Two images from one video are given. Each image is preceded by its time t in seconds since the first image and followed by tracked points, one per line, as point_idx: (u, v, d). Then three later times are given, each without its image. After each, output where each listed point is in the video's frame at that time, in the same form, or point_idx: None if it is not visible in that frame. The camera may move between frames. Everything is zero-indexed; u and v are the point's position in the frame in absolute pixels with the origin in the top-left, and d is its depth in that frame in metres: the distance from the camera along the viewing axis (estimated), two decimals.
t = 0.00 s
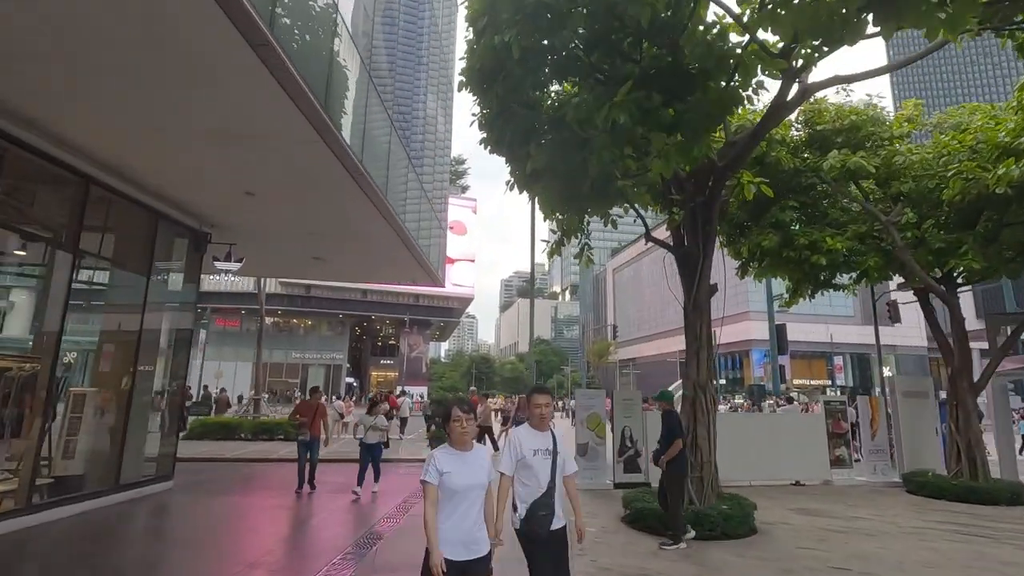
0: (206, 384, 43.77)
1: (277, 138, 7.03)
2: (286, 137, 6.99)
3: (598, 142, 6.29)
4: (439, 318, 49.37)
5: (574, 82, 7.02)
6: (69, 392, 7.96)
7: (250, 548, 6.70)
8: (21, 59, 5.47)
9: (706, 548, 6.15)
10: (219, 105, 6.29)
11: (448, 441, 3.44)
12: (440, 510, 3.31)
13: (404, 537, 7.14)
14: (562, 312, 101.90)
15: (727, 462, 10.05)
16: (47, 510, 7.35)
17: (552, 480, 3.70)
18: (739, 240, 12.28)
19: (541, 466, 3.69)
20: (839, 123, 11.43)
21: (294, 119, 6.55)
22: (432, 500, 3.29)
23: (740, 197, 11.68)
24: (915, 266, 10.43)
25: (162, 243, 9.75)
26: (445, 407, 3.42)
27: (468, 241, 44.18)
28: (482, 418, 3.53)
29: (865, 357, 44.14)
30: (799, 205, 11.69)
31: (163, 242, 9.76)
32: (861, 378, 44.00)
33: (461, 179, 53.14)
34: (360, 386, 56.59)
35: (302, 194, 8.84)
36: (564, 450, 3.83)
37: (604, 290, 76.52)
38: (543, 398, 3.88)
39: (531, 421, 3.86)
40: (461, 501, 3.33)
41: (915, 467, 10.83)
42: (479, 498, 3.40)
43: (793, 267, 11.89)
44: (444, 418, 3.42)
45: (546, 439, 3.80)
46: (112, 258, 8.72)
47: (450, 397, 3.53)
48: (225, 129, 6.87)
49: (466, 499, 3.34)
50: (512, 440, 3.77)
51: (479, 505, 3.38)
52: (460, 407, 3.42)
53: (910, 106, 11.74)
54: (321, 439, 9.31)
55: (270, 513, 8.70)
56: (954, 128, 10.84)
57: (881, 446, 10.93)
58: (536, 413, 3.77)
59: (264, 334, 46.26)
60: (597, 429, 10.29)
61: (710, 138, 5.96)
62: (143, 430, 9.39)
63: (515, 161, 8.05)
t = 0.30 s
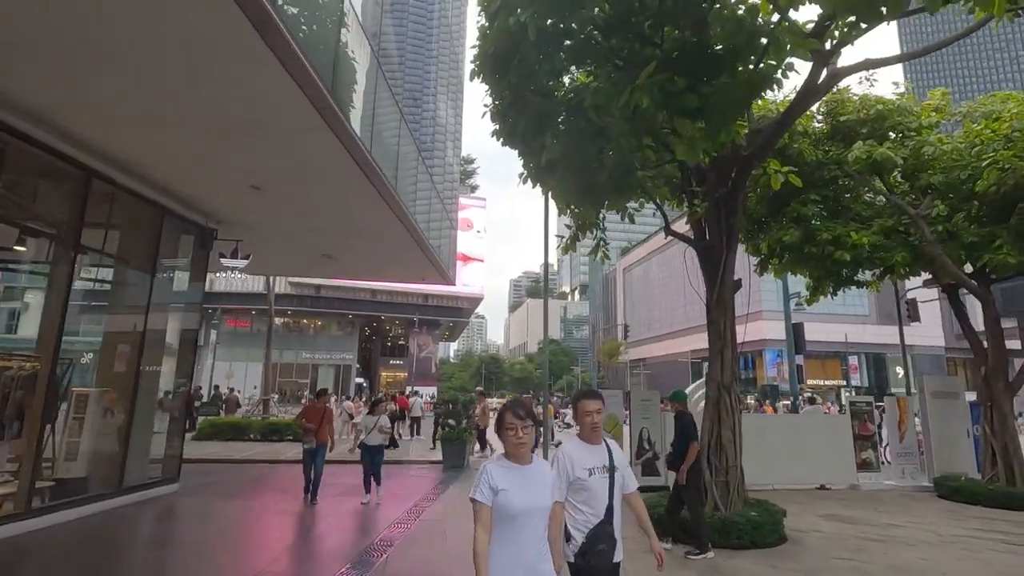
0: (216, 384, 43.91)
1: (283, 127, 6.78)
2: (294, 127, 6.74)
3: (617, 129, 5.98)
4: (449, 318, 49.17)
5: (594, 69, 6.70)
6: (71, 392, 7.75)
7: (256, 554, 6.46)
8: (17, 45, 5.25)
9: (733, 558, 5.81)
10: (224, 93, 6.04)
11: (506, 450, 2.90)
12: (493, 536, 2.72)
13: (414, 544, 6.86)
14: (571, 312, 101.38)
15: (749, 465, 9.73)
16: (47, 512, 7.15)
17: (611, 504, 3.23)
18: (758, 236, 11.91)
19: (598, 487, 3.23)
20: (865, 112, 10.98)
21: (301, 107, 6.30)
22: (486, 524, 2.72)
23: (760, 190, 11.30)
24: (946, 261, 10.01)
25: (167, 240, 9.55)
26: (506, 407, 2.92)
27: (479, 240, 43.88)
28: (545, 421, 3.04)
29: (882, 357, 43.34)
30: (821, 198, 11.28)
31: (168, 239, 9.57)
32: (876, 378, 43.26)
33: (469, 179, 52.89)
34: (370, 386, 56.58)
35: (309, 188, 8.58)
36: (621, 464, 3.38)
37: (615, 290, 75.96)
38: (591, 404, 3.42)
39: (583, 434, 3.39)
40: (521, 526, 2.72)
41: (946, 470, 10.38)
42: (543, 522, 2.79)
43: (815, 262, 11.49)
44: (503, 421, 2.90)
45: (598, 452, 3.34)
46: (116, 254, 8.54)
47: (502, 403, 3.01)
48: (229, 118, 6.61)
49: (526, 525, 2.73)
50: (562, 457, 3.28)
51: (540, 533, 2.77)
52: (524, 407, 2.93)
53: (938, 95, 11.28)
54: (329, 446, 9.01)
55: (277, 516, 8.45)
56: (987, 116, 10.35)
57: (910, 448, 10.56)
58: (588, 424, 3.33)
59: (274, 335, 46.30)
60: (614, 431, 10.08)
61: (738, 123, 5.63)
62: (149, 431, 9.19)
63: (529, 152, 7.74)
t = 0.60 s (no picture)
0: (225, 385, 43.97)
1: (287, 118, 6.52)
2: (298, 117, 6.48)
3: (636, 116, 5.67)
4: (457, 318, 48.99)
5: (610, 53, 6.38)
6: (71, 392, 7.55)
7: (258, 560, 6.21)
8: (8, 32, 5.02)
9: (760, 568, 5.48)
10: (226, 82, 5.79)
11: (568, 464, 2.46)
12: (545, 565, 2.31)
13: (424, 550, 6.58)
14: (579, 312, 100.94)
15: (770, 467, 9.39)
16: (45, 516, 6.93)
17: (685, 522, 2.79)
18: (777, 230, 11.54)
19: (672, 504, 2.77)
20: (889, 101, 10.57)
21: (306, 96, 6.03)
22: (536, 550, 2.31)
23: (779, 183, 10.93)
24: (976, 255, 9.60)
25: (170, 237, 9.35)
26: (569, 414, 2.49)
27: (487, 240, 43.67)
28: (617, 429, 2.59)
29: (896, 356, 42.65)
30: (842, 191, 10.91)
31: (170, 234, 9.35)
32: (890, 378, 42.61)
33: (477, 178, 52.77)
34: (378, 386, 56.50)
35: (316, 182, 8.33)
36: (691, 476, 2.91)
37: (623, 289, 75.48)
38: (661, 403, 2.94)
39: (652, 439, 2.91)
40: (586, 557, 2.26)
41: (975, 473, 9.97)
42: (615, 554, 2.32)
43: (835, 258, 11.13)
44: (567, 432, 2.46)
45: (666, 461, 2.86)
46: (118, 251, 8.36)
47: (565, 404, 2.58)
48: (232, 109, 6.37)
49: (590, 555, 2.26)
50: (626, 461, 2.79)
51: (609, 566, 2.29)
52: (594, 414, 2.48)
53: (965, 83, 10.88)
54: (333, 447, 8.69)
55: (282, 519, 8.21)
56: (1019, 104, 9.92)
57: (937, 451, 10.16)
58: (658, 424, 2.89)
59: (282, 335, 46.32)
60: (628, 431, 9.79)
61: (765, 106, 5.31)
62: (151, 432, 8.98)
63: (541, 142, 7.45)
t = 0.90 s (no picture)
0: (225, 385, 43.68)
1: (283, 106, 6.20)
2: (294, 105, 6.17)
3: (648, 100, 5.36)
4: (458, 318, 48.67)
5: (618, 36, 6.06)
6: (55, 392, 7.24)
7: (250, 567, 5.88)
8: None
9: None
10: (216, 68, 5.49)
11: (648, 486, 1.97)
12: None
13: (425, 559, 6.26)
14: (581, 313, 100.53)
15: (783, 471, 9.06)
16: (28, 521, 6.63)
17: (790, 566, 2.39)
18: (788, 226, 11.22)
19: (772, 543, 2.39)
20: (905, 92, 10.23)
21: (300, 81, 5.69)
22: None
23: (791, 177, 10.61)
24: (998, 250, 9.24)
25: (163, 232, 9.08)
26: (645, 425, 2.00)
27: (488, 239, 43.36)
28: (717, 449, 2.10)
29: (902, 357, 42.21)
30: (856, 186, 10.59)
31: (162, 229, 9.06)
32: (894, 379, 42.16)
33: (478, 178, 52.49)
34: (379, 387, 56.14)
35: (313, 175, 8.00)
36: (799, 516, 2.50)
37: (626, 289, 75.09)
38: (765, 413, 2.61)
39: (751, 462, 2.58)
40: None
41: (995, 476, 9.63)
42: None
43: (847, 255, 10.81)
44: (648, 446, 1.97)
45: (769, 493, 2.52)
46: (107, 245, 8.12)
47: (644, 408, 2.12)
48: (225, 98, 6.05)
49: None
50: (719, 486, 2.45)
51: None
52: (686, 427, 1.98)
53: (983, 72, 10.51)
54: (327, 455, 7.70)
55: (277, 525, 7.89)
56: None
57: (956, 452, 9.78)
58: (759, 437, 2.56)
59: (282, 335, 45.98)
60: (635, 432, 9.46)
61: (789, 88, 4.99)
62: (142, 434, 8.68)
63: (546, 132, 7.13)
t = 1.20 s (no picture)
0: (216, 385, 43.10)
1: (267, 83, 5.71)
2: (283, 89, 5.80)
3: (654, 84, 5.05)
4: (452, 318, 48.44)
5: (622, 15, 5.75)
6: (26, 393, 6.85)
7: None
8: None
9: None
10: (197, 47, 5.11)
11: (829, 543, 1.32)
12: None
13: (417, 568, 5.94)
14: (576, 312, 100.35)
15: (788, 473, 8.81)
16: None
17: None
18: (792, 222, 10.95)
19: None
20: (915, 84, 9.95)
21: (288, 64, 5.34)
22: None
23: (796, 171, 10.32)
24: (1010, 248, 8.99)
25: (145, 225, 8.74)
26: (843, 451, 1.28)
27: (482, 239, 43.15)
28: (957, 494, 1.37)
29: (896, 357, 42.24)
30: (862, 181, 10.33)
31: (142, 221, 8.68)
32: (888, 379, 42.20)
33: (474, 176, 52.11)
34: (372, 387, 55.66)
35: (303, 165, 7.64)
36: None
37: (620, 289, 74.99)
38: (962, 416, 1.85)
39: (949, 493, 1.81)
40: None
41: (1004, 480, 9.39)
42: None
43: (852, 252, 10.57)
44: (852, 491, 1.26)
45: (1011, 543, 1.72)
46: (85, 238, 7.74)
47: (824, 415, 1.41)
48: (208, 82, 5.70)
49: None
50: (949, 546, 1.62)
51: None
52: (920, 464, 1.26)
53: (993, 65, 10.27)
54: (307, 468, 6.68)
55: (262, 531, 7.54)
56: None
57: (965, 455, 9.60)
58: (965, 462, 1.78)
59: (275, 335, 45.44)
60: (635, 433, 9.17)
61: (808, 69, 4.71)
62: (121, 436, 8.28)
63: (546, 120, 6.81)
